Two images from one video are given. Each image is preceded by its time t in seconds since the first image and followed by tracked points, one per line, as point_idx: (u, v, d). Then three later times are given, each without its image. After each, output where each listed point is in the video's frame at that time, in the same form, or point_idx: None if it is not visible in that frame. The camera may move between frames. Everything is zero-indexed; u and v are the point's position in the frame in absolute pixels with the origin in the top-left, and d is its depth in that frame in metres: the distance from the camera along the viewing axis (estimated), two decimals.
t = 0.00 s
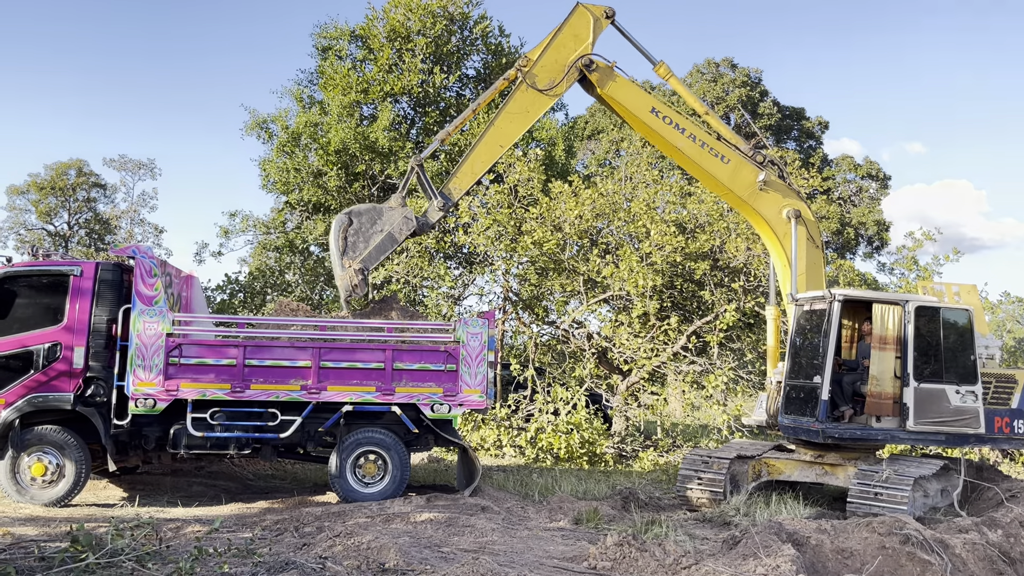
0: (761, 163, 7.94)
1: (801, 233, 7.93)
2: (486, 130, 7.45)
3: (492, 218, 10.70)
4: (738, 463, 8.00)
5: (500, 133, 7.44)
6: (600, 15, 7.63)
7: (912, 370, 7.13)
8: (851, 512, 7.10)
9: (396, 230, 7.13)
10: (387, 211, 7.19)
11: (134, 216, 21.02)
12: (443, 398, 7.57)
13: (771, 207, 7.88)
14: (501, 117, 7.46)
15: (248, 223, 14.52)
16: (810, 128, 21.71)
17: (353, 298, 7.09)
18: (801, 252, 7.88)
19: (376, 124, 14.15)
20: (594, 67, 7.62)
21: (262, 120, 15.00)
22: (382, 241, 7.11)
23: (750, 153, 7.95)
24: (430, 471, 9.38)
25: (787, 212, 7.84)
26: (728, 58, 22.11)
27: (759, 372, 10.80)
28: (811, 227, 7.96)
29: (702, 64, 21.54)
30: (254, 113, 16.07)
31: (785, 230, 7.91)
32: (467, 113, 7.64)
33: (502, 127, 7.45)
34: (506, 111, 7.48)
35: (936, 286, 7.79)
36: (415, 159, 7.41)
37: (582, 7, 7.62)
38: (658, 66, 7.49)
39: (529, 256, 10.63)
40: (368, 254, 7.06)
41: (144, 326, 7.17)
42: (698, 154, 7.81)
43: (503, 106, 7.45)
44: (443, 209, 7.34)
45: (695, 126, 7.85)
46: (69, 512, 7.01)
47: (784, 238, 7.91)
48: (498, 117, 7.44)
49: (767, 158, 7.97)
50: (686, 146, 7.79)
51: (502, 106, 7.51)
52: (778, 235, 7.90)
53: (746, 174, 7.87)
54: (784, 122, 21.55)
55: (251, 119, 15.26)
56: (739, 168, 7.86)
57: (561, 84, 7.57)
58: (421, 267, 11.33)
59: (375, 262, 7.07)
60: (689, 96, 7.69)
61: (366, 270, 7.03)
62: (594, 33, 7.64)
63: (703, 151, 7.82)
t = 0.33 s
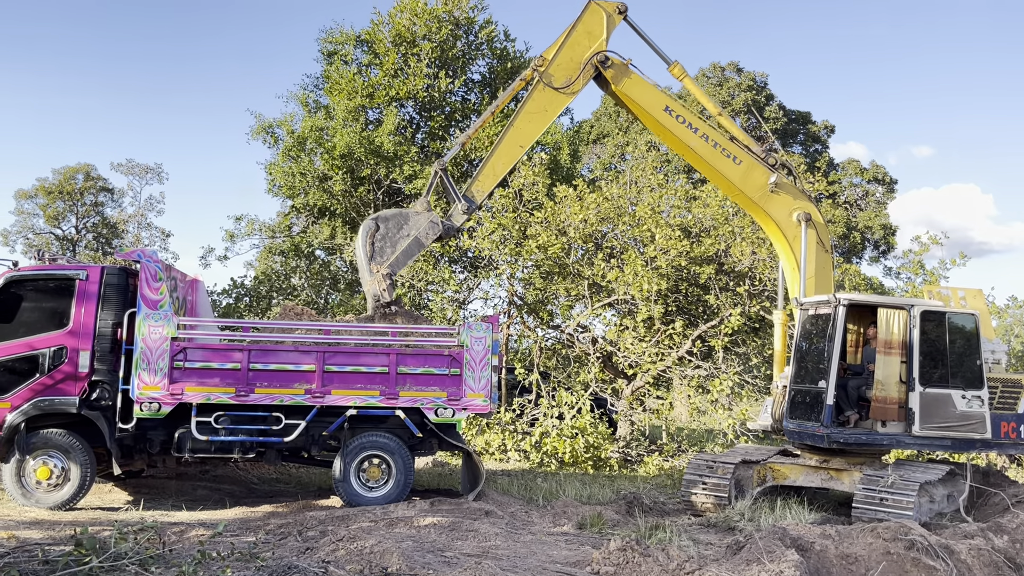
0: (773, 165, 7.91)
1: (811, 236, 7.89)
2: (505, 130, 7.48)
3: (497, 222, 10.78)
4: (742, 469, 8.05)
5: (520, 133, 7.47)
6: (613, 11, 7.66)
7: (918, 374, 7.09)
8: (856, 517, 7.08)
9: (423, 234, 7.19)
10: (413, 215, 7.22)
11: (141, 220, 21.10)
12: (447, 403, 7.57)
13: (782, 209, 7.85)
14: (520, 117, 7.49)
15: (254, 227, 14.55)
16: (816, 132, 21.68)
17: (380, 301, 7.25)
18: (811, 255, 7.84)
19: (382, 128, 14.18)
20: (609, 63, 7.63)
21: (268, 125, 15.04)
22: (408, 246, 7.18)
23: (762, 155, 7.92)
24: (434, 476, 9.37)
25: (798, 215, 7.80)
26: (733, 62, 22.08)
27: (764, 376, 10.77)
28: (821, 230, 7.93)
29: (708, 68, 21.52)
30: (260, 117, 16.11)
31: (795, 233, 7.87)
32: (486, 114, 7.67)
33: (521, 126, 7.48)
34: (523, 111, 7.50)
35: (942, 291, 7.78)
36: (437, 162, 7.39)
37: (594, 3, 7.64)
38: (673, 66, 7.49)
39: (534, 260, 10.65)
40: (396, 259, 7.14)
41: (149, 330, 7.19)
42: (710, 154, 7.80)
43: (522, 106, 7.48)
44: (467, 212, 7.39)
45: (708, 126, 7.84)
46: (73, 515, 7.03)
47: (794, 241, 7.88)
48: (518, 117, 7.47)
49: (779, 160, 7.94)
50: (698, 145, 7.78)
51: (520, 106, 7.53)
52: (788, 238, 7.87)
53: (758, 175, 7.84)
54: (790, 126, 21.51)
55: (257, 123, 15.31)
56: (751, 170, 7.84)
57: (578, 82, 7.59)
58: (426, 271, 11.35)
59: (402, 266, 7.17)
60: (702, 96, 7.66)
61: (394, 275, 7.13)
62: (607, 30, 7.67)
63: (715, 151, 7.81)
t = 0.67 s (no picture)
0: (787, 168, 7.89)
1: (824, 239, 7.87)
2: (528, 131, 7.52)
3: (503, 228, 10.81)
4: (749, 474, 7.99)
5: (543, 133, 7.51)
6: (629, 6, 7.66)
7: (925, 379, 7.06)
8: (863, 522, 7.05)
9: (454, 237, 7.20)
10: (443, 220, 7.24)
11: (148, 227, 21.20)
12: (453, 408, 7.57)
13: (795, 212, 7.83)
14: (542, 116, 7.50)
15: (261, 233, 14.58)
16: (822, 137, 21.64)
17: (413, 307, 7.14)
18: (822, 259, 7.82)
19: (387, 134, 14.22)
20: (627, 59, 7.62)
21: (275, 131, 15.10)
22: (440, 250, 7.18)
23: (777, 157, 7.90)
24: (440, 481, 9.36)
25: (810, 218, 7.79)
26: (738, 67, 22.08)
27: (770, 381, 10.74)
28: (833, 234, 7.92)
29: (713, 74, 21.54)
30: (267, 124, 16.18)
31: (807, 236, 7.86)
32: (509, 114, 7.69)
33: (544, 126, 7.51)
34: (545, 110, 7.51)
35: (949, 295, 7.78)
36: (464, 164, 7.40)
37: None
38: (691, 66, 7.48)
39: (539, 266, 10.67)
40: (428, 263, 7.12)
41: (156, 335, 7.22)
42: (725, 154, 7.78)
43: (544, 106, 7.49)
44: (493, 214, 7.46)
45: (725, 126, 7.82)
46: (80, 521, 7.05)
47: (806, 244, 7.87)
48: (540, 117, 7.48)
49: (794, 163, 7.92)
50: (714, 145, 7.76)
51: (541, 105, 7.54)
52: (800, 241, 7.86)
53: (772, 177, 7.82)
54: (796, 131, 21.48)
55: (264, 130, 15.37)
56: (765, 171, 7.82)
57: (598, 79, 7.59)
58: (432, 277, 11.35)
59: (434, 270, 7.15)
60: (719, 97, 7.70)
61: (426, 279, 7.09)
62: (624, 26, 7.68)
63: (731, 151, 7.79)
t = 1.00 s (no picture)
0: (800, 173, 7.88)
1: (835, 245, 7.85)
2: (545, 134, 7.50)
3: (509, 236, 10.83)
4: (758, 481, 7.99)
5: (560, 136, 7.48)
6: (642, 8, 7.70)
7: (934, 385, 7.02)
8: (874, 529, 7.00)
9: (473, 239, 7.19)
10: (463, 220, 7.23)
11: (156, 236, 21.27)
12: (460, 416, 7.57)
13: (807, 217, 7.80)
14: (559, 119, 7.48)
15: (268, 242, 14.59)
16: (828, 142, 21.61)
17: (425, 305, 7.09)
18: (833, 265, 7.80)
19: (394, 143, 14.25)
20: (642, 61, 7.64)
21: (282, 140, 15.16)
22: (458, 250, 7.15)
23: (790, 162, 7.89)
24: (447, 489, 9.35)
25: (822, 224, 7.76)
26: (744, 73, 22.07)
27: (779, 388, 10.70)
28: (845, 240, 7.89)
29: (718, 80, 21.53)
30: (273, 133, 16.24)
31: (818, 242, 7.83)
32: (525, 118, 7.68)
33: (561, 129, 7.49)
34: (561, 112, 7.49)
35: (958, 300, 7.70)
36: (487, 168, 7.35)
37: (624, 2, 7.66)
38: (705, 70, 7.49)
39: (546, 273, 10.67)
40: (444, 262, 7.08)
41: (163, 344, 7.23)
42: (738, 157, 7.77)
43: (560, 109, 7.48)
44: (513, 218, 7.36)
45: (738, 130, 7.82)
46: (89, 530, 7.06)
47: (817, 249, 7.83)
48: (557, 120, 7.47)
49: (807, 169, 7.92)
50: (726, 148, 7.75)
51: (557, 108, 7.54)
52: (812, 246, 7.82)
53: (785, 182, 7.80)
54: (802, 137, 21.45)
55: (271, 139, 15.43)
56: (778, 176, 7.80)
57: (613, 81, 7.60)
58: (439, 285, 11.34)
59: (449, 270, 7.10)
60: (732, 100, 7.70)
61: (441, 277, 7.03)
62: (638, 27, 7.71)
63: (743, 154, 7.77)
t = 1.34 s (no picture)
0: (807, 181, 7.86)
1: (843, 252, 7.82)
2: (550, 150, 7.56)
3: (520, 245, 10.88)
4: (771, 488, 7.97)
5: (563, 152, 7.52)
6: (643, 25, 7.69)
7: (942, 391, 7.01)
8: (888, 537, 6.98)
9: (478, 249, 7.16)
10: (472, 229, 7.22)
11: (166, 248, 21.39)
12: (474, 425, 7.60)
13: (814, 225, 7.80)
14: (562, 136, 7.54)
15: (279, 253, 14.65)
16: (837, 147, 21.61)
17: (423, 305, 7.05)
18: (841, 272, 7.77)
19: (404, 154, 14.33)
20: (644, 77, 7.68)
21: (293, 152, 15.25)
22: (462, 256, 7.12)
23: (797, 170, 7.87)
24: (461, 499, 9.36)
25: (829, 231, 7.74)
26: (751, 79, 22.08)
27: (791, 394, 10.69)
28: (853, 246, 7.86)
29: (726, 86, 21.56)
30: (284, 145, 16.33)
31: (826, 249, 7.82)
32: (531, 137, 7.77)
33: (564, 145, 7.54)
34: (564, 129, 7.55)
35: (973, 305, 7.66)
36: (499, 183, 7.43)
37: (624, 20, 7.69)
38: (708, 83, 7.53)
39: (556, 281, 10.69)
40: (448, 266, 7.07)
41: (179, 357, 7.28)
42: (742, 167, 7.79)
43: (563, 126, 7.54)
44: (519, 234, 7.36)
45: (742, 140, 7.83)
46: (107, 543, 7.12)
47: (825, 257, 7.82)
48: (559, 137, 7.52)
49: (813, 176, 7.90)
50: (730, 159, 7.77)
51: (561, 126, 7.60)
52: (820, 254, 7.81)
53: (790, 191, 7.80)
54: (811, 142, 21.44)
55: (281, 151, 15.51)
56: (783, 185, 7.80)
57: (615, 98, 7.64)
58: (450, 294, 11.37)
59: (450, 274, 7.06)
60: (736, 112, 7.69)
61: (440, 278, 7.00)
62: (639, 45, 7.71)
63: (747, 164, 7.78)
